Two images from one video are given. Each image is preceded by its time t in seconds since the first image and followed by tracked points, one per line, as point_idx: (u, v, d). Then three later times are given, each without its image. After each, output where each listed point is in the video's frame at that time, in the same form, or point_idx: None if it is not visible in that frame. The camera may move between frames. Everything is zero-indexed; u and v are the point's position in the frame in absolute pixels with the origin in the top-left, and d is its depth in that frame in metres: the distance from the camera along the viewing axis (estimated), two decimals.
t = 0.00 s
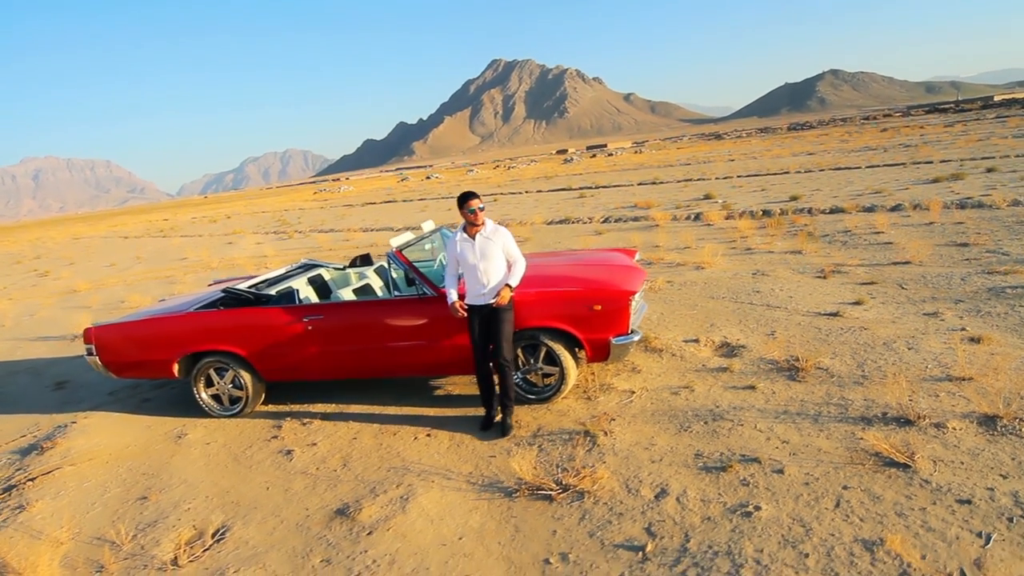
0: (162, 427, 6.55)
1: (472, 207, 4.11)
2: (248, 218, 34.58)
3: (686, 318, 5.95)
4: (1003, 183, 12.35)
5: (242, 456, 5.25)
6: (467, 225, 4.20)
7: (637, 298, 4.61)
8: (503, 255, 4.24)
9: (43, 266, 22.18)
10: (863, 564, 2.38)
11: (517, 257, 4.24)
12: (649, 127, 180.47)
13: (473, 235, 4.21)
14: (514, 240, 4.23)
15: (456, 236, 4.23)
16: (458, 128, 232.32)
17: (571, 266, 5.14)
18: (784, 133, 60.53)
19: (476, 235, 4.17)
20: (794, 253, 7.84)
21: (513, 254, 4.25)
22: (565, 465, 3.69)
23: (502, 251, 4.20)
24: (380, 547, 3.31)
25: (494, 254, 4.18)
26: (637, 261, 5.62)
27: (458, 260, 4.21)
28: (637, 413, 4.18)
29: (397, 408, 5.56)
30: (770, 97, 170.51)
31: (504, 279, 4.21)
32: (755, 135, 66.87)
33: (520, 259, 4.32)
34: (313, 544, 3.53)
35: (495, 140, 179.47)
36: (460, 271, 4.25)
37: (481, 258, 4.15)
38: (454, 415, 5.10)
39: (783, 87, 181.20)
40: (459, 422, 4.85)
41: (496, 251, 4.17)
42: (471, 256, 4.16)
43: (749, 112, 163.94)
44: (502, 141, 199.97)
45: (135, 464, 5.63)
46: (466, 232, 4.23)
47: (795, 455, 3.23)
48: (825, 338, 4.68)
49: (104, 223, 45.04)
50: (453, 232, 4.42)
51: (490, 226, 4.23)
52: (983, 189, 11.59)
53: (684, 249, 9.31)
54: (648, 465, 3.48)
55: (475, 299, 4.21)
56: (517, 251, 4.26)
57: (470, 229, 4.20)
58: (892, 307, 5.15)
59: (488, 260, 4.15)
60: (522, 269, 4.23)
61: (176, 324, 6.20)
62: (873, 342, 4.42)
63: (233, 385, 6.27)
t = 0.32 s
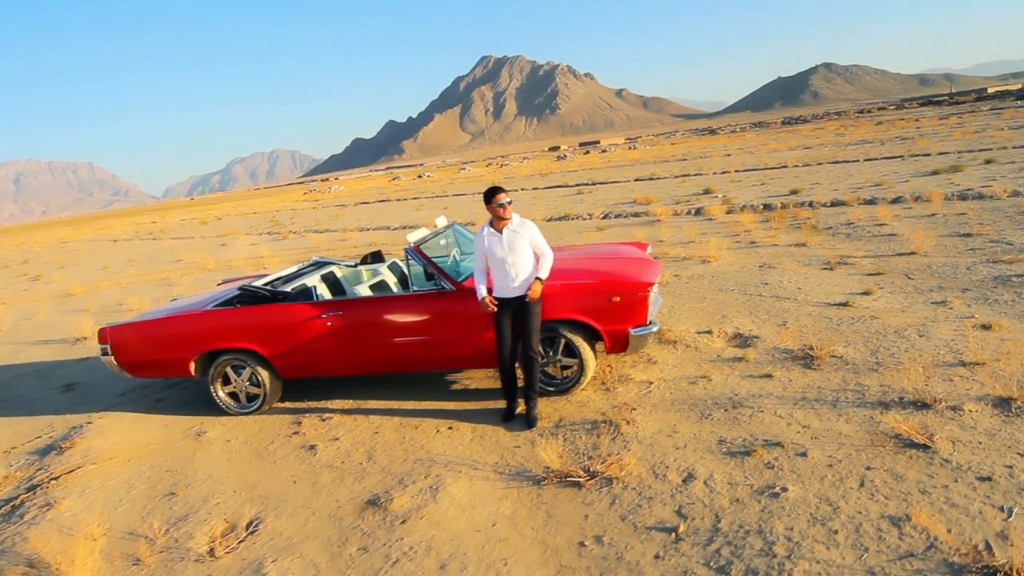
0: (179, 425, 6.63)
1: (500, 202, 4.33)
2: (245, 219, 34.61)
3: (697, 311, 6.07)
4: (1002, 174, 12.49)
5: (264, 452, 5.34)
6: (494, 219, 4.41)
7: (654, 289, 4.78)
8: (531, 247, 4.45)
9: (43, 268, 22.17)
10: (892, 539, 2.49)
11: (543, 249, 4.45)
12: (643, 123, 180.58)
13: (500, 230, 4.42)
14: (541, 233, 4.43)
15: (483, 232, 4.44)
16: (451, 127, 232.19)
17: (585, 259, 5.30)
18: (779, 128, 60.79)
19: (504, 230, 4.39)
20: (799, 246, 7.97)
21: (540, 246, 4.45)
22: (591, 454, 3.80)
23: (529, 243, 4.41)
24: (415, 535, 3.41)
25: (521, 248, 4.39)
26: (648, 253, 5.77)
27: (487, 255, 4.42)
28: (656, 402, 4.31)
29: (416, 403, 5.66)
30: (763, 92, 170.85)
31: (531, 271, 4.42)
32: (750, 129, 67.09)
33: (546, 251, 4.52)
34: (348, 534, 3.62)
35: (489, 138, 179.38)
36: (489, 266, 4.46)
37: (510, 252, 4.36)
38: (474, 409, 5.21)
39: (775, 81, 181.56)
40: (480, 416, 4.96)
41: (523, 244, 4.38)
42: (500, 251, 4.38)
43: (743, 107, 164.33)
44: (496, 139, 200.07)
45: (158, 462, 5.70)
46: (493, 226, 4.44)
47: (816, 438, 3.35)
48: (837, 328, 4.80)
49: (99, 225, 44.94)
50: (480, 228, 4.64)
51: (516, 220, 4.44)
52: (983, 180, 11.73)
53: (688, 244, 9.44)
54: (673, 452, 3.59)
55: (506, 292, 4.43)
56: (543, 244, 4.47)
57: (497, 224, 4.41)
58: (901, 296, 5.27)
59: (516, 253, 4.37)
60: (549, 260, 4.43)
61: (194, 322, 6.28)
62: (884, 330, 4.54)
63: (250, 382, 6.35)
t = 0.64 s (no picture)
0: (197, 422, 6.72)
1: (526, 193, 4.51)
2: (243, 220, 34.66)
3: (706, 302, 6.22)
4: (1000, 164, 12.67)
5: (288, 446, 5.45)
6: (520, 211, 4.59)
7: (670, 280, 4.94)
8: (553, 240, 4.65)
9: (43, 272, 22.21)
10: (915, 512, 2.62)
11: (565, 246, 4.66)
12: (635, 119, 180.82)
13: (525, 222, 4.60)
14: (563, 228, 4.64)
15: (508, 223, 4.61)
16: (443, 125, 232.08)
17: (600, 253, 5.46)
18: (772, 122, 61.07)
19: (529, 223, 4.58)
20: (802, 239, 8.13)
21: (561, 242, 4.66)
22: (615, 441, 3.93)
23: (552, 237, 4.61)
24: (450, 520, 3.53)
25: (544, 241, 4.59)
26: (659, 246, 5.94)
27: (510, 245, 4.59)
28: (675, 390, 4.45)
29: (434, 397, 5.79)
30: (755, 86, 171.27)
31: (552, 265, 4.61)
32: (744, 123, 67.44)
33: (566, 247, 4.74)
34: (383, 520, 3.74)
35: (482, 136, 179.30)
36: (510, 257, 4.62)
37: (534, 244, 4.55)
38: (493, 401, 5.34)
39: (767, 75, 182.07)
40: (500, 408, 5.08)
41: (546, 237, 4.58)
42: (524, 242, 4.56)
43: (735, 101, 164.76)
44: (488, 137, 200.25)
45: (180, 457, 5.80)
46: (518, 218, 4.62)
47: (835, 420, 3.48)
48: (847, 316, 4.94)
49: (94, 227, 44.89)
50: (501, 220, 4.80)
51: (541, 214, 4.64)
52: (980, 171, 11.91)
53: (692, 237, 9.60)
54: (696, 437, 3.72)
55: (526, 282, 4.59)
56: (565, 240, 4.68)
57: (523, 216, 4.59)
58: (907, 285, 5.42)
59: (539, 246, 4.56)
60: (569, 256, 4.64)
61: (212, 320, 6.36)
62: (894, 318, 4.69)
63: (267, 378, 6.46)
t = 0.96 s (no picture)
0: (212, 421, 6.82)
1: (541, 188, 4.66)
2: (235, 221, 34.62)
3: (711, 293, 6.38)
4: (990, 156, 12.92)
5: (307, 441, 5.57)
6: (535, 206, 4.75)
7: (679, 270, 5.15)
8: (566, 236, 4.81)
9: (37, 276, 22.17)
10: (930, 484, 2.78)
11: (576, 241, 4.82)
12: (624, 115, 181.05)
13: (539, 217, 4.76)
14: (575, 224, 4.81)
15: (523, 217, 4.76)
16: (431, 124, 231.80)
17: (609, 246, 5.65)
18: (760, 116, 61.54)
19: (543, 218, 4.74)
20: (801, 231, 8.32)
21: (572, 237, 4.82)
22: (633, 427, 4.08)
23: (564, 232, 4.76)
24: (479, 505, 3.67)
25: (557, 235, 4.74)
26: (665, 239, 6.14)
27: (524, 239, 4.74)
28: (688, 378, 4.62)
29: (448, 392, 5.93)
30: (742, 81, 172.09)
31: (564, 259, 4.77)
32: (732, 118, 67.91)
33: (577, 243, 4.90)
34: (412, 508, 3.87)
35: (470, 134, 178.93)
36: (524, 250, 4.77)
37: (547, 239, 4.70)
38: (508, 394, 5.48)
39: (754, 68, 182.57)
40: (516, 400, 5.23)
41: (559, 232, 4.74)
42: (537, 236, 4.71)
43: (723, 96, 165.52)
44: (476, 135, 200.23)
45: (200, 454, 5.90)
46: (533, 213, 4.78)
47: (846, 402, 3.64)
48: (851, 304, 5.12)
49: (81, 231, 44.54)
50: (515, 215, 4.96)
51: (554, 210, 4.80)
52: (971, 162, 12.14)
53: (691, 231, 9.78)
54: (713, 421, 3.88)
55: (538, 274, 4.73)
56: (576, 235, 4.84)
57: (537, 211, 4.75)
58: (907, 274, 5.61)
59: (552, 240, 4.71)
60: (580, 251, 4.80)
61: (227, 319, 6.46)
62: (896, 305, 4.87)
63: (281, 376, 6.56)
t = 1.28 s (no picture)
0: (222, 420, 6.92)
1: (543, 183, 4.82)
2: (222, 222, 34.51)
3: (710, 284, 6.58)
4: (974, 146, 13.25)
5: (322, 436, 5.70)
6: (539, 201, 4.90)
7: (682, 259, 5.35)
8: (571, 228, 4.96)
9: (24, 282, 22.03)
10: (934, 455, 2.96)
11: (582, 232, 4.97)
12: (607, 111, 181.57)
13: (544, 211, 4.90)
14: (580, 215, 4.96)
15: (529, 213, 4.91)
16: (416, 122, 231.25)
17: (612, 238, 5.83)
18: (744, 109, 62.09)
19: (548, 212, 4.88)
20: (793, 222, 8.55)
21: (578, 229, 4.96)
22: (646, 413, 4.26)
23: (570, 225, 4.92)
24: (502, 489, 3.82)
25: (563, 228, 4.89)
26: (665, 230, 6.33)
27: (531, 233, 4.87)
28: (696, 365, 4.80)
29: (458, 385, 6.08)
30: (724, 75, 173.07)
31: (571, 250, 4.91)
32: (717, 112, 68.47)
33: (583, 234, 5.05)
34: (436, 494, 4.01)
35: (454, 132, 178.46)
36: (532, 245, 4.91)
37: (554, 232, 4.84)
38: (518, 386, 5.64)
39: (736, 62, 183.71)
40: (526, 391, 5.38)
41: (565, 225, 4.88)
42: (544, 230, 4.85)
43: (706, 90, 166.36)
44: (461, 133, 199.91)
45: (215, 451, 6.00)
46: (538, 208, 4.92)
47: (849, 383, 3.83)
48: (848, 291, 5.34)
49: (61, 235, 44.03)
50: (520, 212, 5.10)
51: (558, 203, 4.94)
52: (955, 152, 12.45)
53: (685, 224, 10.00)
54: (723, 405, 4.06)
55: (548, 267, 4.86)
56: (582, 226, 4.99)
57: (542, 206, 4.90)
58: (899, 262, 5.83)
59: (559, 233, 4.85)
60: (587, 242, 4.95)
61: (235, 318, 6.56)
62: (892, 291, 5.09)
63: (290, 373, 6.66)
